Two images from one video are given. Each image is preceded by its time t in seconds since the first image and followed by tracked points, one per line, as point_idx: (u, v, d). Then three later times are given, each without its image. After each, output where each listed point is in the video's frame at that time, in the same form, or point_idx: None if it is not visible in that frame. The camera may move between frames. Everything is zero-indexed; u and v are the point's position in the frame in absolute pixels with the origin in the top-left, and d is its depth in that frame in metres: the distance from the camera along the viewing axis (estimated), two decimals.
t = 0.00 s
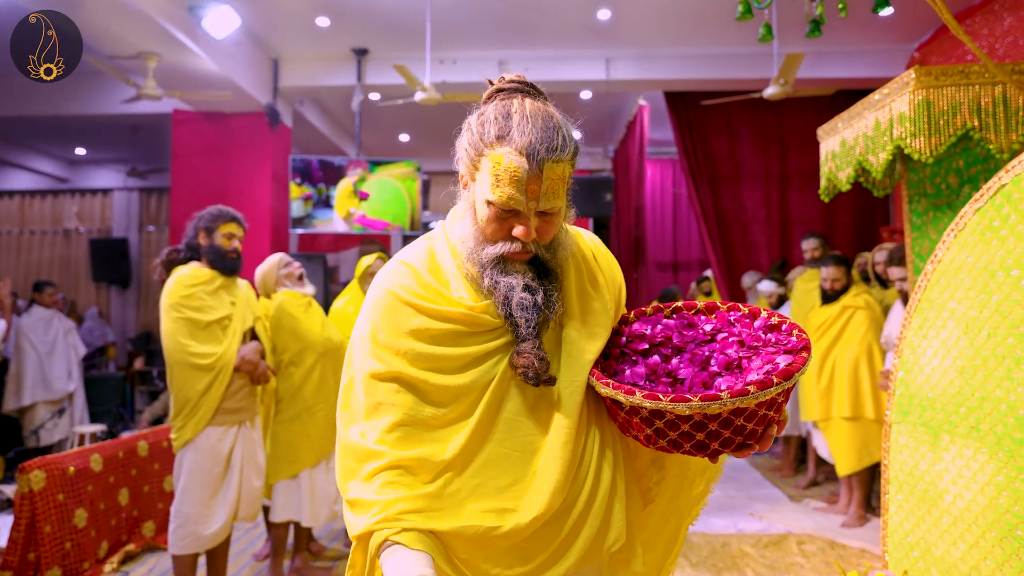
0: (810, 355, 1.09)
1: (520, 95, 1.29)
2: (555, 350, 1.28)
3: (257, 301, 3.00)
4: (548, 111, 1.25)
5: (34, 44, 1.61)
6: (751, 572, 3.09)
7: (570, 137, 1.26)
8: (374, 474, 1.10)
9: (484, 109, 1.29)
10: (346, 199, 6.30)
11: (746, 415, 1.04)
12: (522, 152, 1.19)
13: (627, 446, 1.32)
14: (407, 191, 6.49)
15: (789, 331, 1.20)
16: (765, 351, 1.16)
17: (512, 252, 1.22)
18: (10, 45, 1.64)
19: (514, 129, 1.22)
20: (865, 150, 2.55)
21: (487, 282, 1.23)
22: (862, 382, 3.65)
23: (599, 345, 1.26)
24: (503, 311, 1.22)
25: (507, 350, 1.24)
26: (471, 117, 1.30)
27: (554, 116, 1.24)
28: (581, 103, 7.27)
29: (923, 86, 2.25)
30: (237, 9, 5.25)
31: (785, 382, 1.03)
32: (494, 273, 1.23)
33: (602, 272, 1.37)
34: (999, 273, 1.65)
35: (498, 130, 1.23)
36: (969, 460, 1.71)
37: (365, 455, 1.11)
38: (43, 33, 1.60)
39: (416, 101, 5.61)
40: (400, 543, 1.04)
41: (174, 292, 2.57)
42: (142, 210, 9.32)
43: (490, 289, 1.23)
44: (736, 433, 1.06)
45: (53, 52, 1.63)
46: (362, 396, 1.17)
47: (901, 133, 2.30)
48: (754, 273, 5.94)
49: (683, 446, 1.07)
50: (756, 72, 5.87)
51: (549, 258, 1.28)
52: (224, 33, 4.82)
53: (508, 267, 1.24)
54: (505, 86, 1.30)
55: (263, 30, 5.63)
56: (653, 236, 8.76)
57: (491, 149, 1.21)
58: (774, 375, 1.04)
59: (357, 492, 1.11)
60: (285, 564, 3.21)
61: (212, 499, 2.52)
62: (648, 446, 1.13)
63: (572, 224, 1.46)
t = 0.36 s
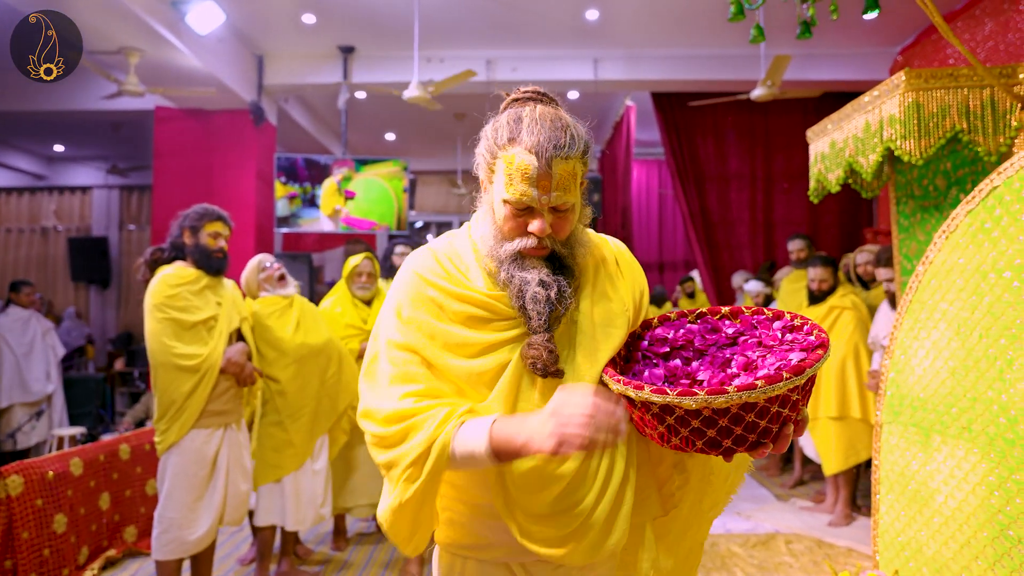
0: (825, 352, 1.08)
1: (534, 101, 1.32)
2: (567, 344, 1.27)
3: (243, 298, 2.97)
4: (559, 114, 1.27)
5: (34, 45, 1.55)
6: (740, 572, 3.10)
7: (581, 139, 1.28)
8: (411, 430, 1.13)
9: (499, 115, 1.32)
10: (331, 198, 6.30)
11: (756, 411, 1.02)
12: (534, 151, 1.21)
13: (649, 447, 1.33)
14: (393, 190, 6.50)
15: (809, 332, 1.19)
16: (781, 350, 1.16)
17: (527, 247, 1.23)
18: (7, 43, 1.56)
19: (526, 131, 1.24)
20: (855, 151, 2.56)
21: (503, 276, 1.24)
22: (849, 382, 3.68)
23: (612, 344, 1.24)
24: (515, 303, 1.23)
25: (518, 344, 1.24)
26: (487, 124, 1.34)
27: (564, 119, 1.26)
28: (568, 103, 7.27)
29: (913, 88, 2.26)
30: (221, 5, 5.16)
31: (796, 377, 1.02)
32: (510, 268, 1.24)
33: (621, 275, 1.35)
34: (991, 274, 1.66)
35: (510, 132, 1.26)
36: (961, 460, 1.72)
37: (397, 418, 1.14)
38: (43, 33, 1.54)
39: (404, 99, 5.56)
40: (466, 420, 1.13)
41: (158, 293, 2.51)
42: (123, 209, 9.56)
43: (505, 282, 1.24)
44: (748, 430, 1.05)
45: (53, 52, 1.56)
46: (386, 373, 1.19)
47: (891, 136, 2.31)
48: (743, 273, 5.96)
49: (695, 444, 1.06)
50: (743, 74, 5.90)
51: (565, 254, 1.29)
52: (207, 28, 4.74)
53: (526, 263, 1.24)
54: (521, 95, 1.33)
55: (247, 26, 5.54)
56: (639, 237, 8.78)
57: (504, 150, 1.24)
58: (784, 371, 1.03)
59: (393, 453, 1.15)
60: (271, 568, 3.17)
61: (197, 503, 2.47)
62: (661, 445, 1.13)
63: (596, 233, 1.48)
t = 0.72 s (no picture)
0: (811, 348, 1.10)
1: (566, 117, 1.42)
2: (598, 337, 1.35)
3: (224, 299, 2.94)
4: (589, 128, 1.38)
5: (36, 44, 1.81)
6: (729, 571, 3.10)
7: (609, 151, 1.37)
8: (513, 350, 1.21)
9: (533, 129, 1.43)
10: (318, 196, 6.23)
11: (739, 405, 1.07)
12: (566, 158, 1.31)
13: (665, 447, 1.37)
14: (380, 189, 6.44)
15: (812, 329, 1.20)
16: (774, 346, 1.19)
17: (557, 246, 1.32)
18: (10, 46, 1.83)
19: (557, 140, 1.34)
20: (844, 152, 2.57)
21: (535, 270, 1.32)
22: (836, 382, 3.71)
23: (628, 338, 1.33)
24: (549, 295, 1.32)
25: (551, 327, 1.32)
26: (520, 135, 1.44)
27: (593, 132, 1.36)
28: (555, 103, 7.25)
29: (902, 91, 2.28)
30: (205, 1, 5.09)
31: (775, 370, 1.05)
32: (542, 263, 1.32)
33: (647, 277, 1.41)
34: (981, 275, 1.68)
35: (542, 141, 1.36)
36: (950, 460, 1.73)
37: (494, 342, 1.20)
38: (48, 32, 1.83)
39: (391, 98, 5.51)
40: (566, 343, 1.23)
41: (141, 293, 2.46)
42: (102, 207, 8.98)
43: (538, 274, 1.32)
44: (735, 422, 1.09)
45: (52, 52, 1.83)
46: (470, 316, 1.26)
47: (880, 137, 2.32)
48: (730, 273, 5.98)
49: (687, 437, 1.13)
50: (729, 75, 5.93)
51: (593, 254, 1.37)
52: (191, 25, 4.67)
53: (556, 260, 1.33)
54: (554, 112, 1.44)
55: (232, 22, 5.47)
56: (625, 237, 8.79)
57: (537, 157, 1.34)
58: (763, 365, 1.06)
59: (494, 375, 1.21)
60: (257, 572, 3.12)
61: (181, 507, 2.43)
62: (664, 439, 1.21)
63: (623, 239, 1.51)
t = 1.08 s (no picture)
0: (791, 379, 1.08)
1: (586, 125, 1.41)
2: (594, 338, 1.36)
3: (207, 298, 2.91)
4: (609, 138, 1.37)
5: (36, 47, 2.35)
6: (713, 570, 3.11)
7: (628, 159, 1.36)
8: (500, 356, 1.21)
9: (555, 134, 1.42)
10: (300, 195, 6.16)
11: (713, 423, 1.08)
12: (586, 163, 1.30)
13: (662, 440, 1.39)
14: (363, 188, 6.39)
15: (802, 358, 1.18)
16: (760, 370, 1.17)
17: (570, 248, 1.31)
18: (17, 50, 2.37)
19: (578, 146, 1.33)
20: (827, 153, 2.59)
21: (545, 270, 1.31)
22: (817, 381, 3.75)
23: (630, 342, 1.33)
24: (554, 295, 1.31)
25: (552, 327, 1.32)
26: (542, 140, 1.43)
27: (613, 140, 1.36)
28: (539, 102, 7.25)
29: (884, 93, 2.31)
30: None
31: (749, 397, 1.05)
32: (553, 263, 1.31)
33: (654, 281, 1.41)
34: (963, 275, 1.70)
35: (564, 147, 1.35)
36: (932, 458, 1.75)
37: (483, 349, 1.21)
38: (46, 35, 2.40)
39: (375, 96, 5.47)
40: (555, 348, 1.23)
41: (118, 291, 2.41)
42: (79, 206, 8.73)
43: (545, 275, 1.32)
44: (709, 439, 1.10)
45: (50, 54, 2.38)
46: (466, 322, 1.27)
47: (863, 138, 2.35)
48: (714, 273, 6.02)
49: (663, 444, 1.14)
50: (713, 77, 5.97)
51: (602, 258, 1.36)
52: (170, 20, 4.59)
53: (567, 261, 1.31)
54: (575, 119, 1.43)
55: (212, 18, 5.39)
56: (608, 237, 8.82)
57: (557, 161, 1.33)
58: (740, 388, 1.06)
59: (480, 382, 1.22)
60: None
61: (160, 510, 2.39)
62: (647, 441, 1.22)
63: (633, 247, 1.49)
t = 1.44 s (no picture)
0: (797, 361, 1.11)
1: (582, 125, 1.40)
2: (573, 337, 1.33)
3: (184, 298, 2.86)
4: (604, 138, 1.37)
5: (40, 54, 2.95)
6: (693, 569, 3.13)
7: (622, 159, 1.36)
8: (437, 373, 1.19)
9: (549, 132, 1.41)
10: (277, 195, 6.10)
11: (726, 404, 1.07)
12: (581, 161, 1.30)
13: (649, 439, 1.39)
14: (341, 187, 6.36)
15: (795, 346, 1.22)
16: (759, 358, 1.19)
17: (561, 244, 1.29)
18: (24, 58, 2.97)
19: (573, 144, 1.33)
20: (806, 155, 2.62)
21: (535, 267, 1.30)
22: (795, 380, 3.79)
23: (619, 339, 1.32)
24: (542, 291, 1.30)
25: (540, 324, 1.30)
26: (536, 138, 1.43)
27: (607, 141, 1.36)
28: (520, 102, 7.24)
29: (862, 95, 2.34)
30: None
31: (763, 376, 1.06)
32: (543, 260, 1.30)
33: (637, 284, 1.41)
34: (940, 275, 1.72)
35: (558, 145, 1.34)
36: (910, 455, 1.77)
37: (422, 369, 1.21)
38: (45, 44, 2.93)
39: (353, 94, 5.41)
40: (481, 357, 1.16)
41: (89, 291, 2.34)
42: (47, 203, 8.51)
43: (535, 272, 1.30)
44: (719, 422, 1.09)
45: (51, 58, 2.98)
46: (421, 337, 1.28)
47: (841, 140, 2.37)
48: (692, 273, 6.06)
49: (672, 431, 1.12)
50: (692, 79, 6.01)
51: (592, 256, 1.35)
52: (143, 14, 4.49)
53: (557, 257, 1.30)
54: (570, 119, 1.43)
55: (186, 13, 5.29)
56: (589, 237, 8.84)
57: (551, 159, 1.33)
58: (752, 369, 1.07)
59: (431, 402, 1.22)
60: None
61: (132, 516, 2.34)
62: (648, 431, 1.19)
63: (621, 247, 1.50)
